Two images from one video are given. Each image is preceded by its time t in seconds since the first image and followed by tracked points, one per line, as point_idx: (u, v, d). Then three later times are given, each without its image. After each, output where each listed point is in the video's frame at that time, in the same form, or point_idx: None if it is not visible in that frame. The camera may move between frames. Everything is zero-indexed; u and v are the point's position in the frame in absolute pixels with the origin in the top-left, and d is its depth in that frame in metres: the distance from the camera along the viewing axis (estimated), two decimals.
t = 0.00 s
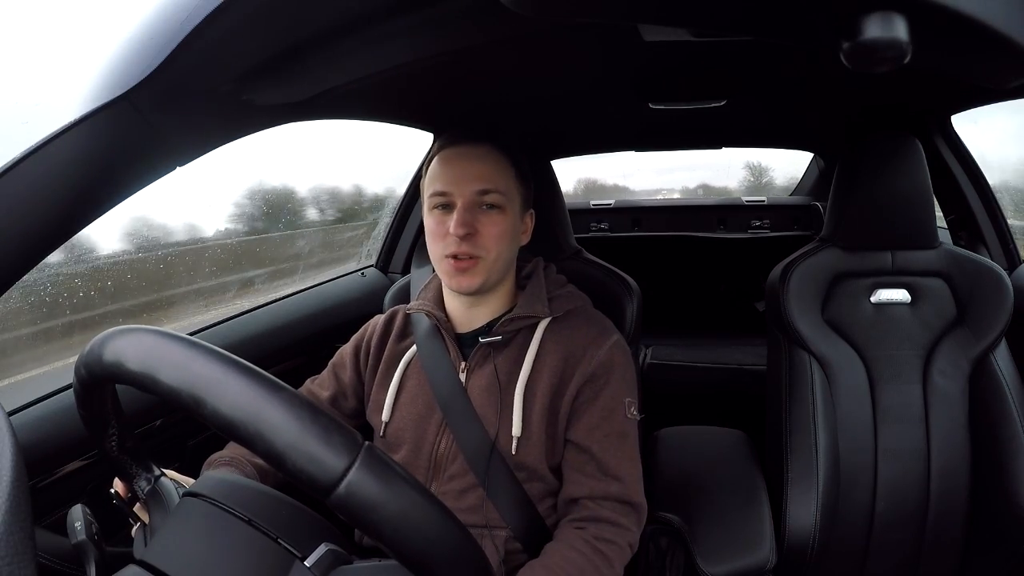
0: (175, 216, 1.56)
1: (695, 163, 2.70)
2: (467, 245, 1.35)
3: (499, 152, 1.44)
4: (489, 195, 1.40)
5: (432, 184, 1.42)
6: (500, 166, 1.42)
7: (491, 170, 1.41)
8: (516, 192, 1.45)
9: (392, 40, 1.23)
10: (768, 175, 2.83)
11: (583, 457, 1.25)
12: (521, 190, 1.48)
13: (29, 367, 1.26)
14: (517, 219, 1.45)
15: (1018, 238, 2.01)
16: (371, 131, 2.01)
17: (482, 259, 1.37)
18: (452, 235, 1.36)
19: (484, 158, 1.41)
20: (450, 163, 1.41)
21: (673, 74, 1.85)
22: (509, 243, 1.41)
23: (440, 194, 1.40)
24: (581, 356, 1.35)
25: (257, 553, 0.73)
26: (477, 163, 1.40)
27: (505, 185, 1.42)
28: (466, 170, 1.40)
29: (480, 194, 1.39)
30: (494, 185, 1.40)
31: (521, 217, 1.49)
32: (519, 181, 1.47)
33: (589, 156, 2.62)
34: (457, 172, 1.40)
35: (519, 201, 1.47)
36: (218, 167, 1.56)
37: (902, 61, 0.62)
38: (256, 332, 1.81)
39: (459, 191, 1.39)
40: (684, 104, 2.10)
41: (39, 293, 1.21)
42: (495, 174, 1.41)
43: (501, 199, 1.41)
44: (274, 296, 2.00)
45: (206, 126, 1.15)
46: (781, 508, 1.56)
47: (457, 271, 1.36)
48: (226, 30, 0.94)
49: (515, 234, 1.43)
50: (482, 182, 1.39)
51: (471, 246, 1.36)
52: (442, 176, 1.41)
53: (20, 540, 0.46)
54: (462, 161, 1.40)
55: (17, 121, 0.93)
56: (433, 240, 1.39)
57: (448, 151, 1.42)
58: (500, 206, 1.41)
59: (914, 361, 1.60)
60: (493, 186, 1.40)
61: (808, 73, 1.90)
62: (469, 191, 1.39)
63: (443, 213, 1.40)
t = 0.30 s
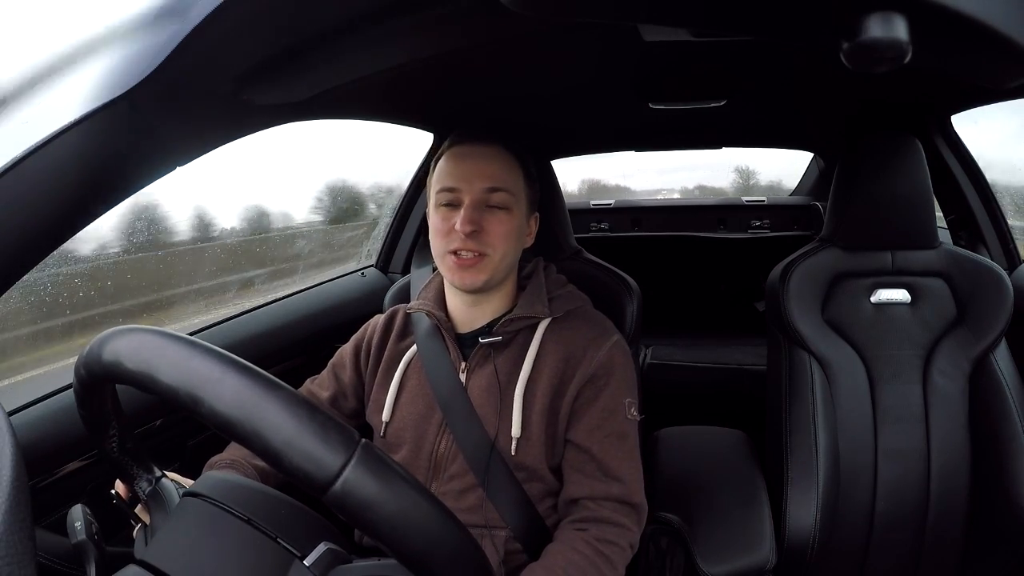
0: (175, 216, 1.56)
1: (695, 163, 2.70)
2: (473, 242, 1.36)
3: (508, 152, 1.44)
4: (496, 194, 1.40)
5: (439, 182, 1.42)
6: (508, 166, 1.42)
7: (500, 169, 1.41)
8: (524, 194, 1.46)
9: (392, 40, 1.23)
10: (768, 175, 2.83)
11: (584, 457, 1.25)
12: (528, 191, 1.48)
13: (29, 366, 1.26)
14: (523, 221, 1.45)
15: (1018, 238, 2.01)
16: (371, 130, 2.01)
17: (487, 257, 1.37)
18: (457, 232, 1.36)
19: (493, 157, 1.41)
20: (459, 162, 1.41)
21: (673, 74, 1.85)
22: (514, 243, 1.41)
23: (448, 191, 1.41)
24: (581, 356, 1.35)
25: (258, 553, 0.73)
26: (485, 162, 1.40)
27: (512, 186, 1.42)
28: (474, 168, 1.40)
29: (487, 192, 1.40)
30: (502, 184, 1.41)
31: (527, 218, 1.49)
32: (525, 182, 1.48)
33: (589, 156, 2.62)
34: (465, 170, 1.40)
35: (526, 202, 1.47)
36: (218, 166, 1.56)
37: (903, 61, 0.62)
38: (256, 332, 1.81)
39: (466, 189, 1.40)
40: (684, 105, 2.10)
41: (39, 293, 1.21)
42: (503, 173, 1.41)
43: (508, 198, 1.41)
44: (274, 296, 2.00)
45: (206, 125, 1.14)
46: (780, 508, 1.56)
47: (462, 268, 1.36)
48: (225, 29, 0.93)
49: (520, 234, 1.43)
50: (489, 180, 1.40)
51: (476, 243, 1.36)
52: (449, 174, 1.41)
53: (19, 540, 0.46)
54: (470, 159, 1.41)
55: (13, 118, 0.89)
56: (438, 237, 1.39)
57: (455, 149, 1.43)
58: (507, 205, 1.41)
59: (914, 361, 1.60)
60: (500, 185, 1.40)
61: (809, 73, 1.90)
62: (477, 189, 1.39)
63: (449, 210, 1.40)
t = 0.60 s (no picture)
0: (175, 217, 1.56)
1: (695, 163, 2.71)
2: (465, 247, 1.36)
3: (499, 152, 1.43)
4: (488, 196, 1.40)
5: (431, 185, 1.42)
6: (499, 167, 1.42)
7: (490, 170, 1.40)
8: (518, 194, 1.45)
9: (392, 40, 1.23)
10: (768, 176, 2.83)
11: (584, 457, 1.25)
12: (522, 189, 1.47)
13: (29, 366, 1.26)
14: (518, 220, 1.45)
15: (1018, 238, 2.01)
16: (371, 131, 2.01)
17: (481, 261, 1.37)
18: (449, 238, 1.36)
19: (483, 159, 1.41)
20: (451, 164, 1.40)
21: (673, 74, 1.85)
22: (509, 243, 1.41)
23: (439, 195, 1.40)
24: (581, 356, 1.35)
25: (257, 553, 0.73)
26: (475, 163, 1.40)
27: (504, 187, 1.42)
28: (464, 170, 1.40)
29: (479, 195, 1.39)
30: (493, 185, 1.40)
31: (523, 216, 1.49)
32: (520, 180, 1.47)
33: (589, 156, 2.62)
34: (455, 173, 1.40)
35: (520, 201, 1.46)
36: (219, 167, 1.56)
37: (903, 61, 0.61)
38: (256, 332, 1.81)
39: (457, 192, 1.39)
40: (684, 105, 2.10)
41: (39, 293, 1.21)
42: (494, 174, 1.41)
43: (499, 199, 1.41)
44: (274, 296, 2.00)
45: (206, 125, 1.14)
46: (781, 508, 1.56)
47: (456, 272, 1.37)
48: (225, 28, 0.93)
49: (515, 234, 1.43)
50: (480, 182, 1.39)
51: (469, 248, 1.36)
52: (441, 177, 1.41)
53: (20, 540, 0.46)
54: (460, 161, 1.40)
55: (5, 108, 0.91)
56: (432, 242, 1.40)
57: (447, 151, 1.42)
58: (500, 207, 1.40)
59: (914, 361, 1.60)
60: (491, 187, 1.40)
61: (809, 73, 1.90)
62: (468, 192, 1.39)
63: (442, 214, 1.40)
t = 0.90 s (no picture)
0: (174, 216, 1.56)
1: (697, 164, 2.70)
2: (458, 248, 1.36)
3: (490, 151, 1.43)
4: (479, 197, 1.40)
5: (424, 187, 1.42)
6: (490, 166, 1.41)
7: (480, 170, 1.40)
8: (509, 192, 1.45)
9: (391, 40, 1.23)
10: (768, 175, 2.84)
11: (593, 456, 1.26)
12: (515, 187, 1.47)
13: (29, 367, 1.26)
14: (511, 218, 1.45)
15: (1018, 238, 2.01)
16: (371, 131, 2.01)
17: (474, 262, 1.37)
18: (441, 239, 1.36)
19: (472, 159, 1.40)
20: (442, 165, 1.40)
21: (673, 74, 1.86)
22: (502, 243, 1.41)
23: (431, 197, 1.40)
24: (583, 357, 1.35)
25: (258, 553, 0.73)
26: (465, 164, 1.40)
27: (495, 186, 1.41)
28: (454, 171, 1.39)
29: (470, 196, 1.39)
30: (484, 185, 1.40)
31: (517, 214, 1.49)
32: (513, 178, 1.47)
33: (589, 156, 2.62)
34: (446, 174, 1.40)
35: (513, 199, 1.46)
36: (219, 167, 1.56)
37: (902, 61, 0.61)
38: (257, 332, 1.81)
39: (448, 193, 1.39)
40: (684, 105, 2.10)
41: (40, 293, 1.22)
42: (485, 174, 1.40)
43: (491, 199, 1.41)
44: (274, 296, 2.00)
45: (206, 125, 1.14)
46: (781, 508, 1.56)
47: (450, 273, 1.37)
48: (224, 29, 0.93)
49: (508, 233, 1.43)
50: (470, 182, 1.39)
51: (462, 249, 1.36)
52: (433, 179, 1.41)
53: (20, 540, 0.46)
54: (451, 162, 1.40)
55: (10, 105, 0.97)
56: (425, 244, 1.40)
57: (439, 152, 1.42)
58: (491, 206, 1.40)
59: (914, 361, 1.60)
60: (482, 187, 1.40)
61: (809, 74, 1.90)
62: (458, 193, 1.39)
63: (434, 216, 1.40)
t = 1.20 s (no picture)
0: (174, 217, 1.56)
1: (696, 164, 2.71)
2: (454, 250, 1.36)
3: (488, 153, 1.43)
4: (477, 198, 1.39)
5: (423, 188, 1.42)
6: (489, 167, 1.41)
7: (478, 171, 1.40)
8: (508, 193, 1.45)
9: (391, 41, 1.23)
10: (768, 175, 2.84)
11: (591, 457, 1.25)
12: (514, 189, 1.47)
13: (29, 367, 1.26)
14: (509, 219, 1.44)
15: (1018, 238, 2.01)
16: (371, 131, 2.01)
17: (470, 263, 1.37)
18: (439, 240, 1.36)
19: (471, 160, 1.40)
20: (441, 166, 1.40)
21: (673, 74, 1.85)
22: (500, 244, 1.41)
23: (430, 198, 1.40)
24: (582, 358, 1.36)
25: (258, 553, 0.73)
26: (463, 165, 1.40)
27: (494, 188, 1.41)
28: (453, 173, 1.39)
29: (467, 197, 1.39)
30: (482, 187, 1.40)
31: (516, 215, 1.49)
32: (512, 180, 1.47)
33: (589, 156, 2.62)
34: (445, 175, 1.40)
35: (512, 200, 1.46)
36: (219, 167, 1.56)
37: (903, 61, 0.61)
38: (257, 332, 1.81)
39: (446, 194, 1.39)
40: (684, 105, 2.10)
41: (39, 293, 1.22)
42: (483, 175, 1.40)
43: (489, 200, 1.40)
44: (274, 296, 2.00)
45: (206, 125, 1.14)
46: (781, 508, 1.56)
47: (446, 274, 1.37)
48: (223, 30, 0.93)
49: (507, 235, 1.43)
50: (468, 184, 1.39)
51: (458, 250, 1.36)
52: (432, 180, 1.41)
53: (20, 540, 0.46)
54: (449, 163, 1.40)
55: (13, 103, 0.97)
56: (423, 245, 1.40)
57: (438, 153, 1.42)
58: (489, 208, 1.40)
59: (914, 361, 1.60)
60: (480, 188, 1.40)
61: (809, 74, 1.90)
62: (456, 194, 1.39)
63: (432, 217, 1.40)
